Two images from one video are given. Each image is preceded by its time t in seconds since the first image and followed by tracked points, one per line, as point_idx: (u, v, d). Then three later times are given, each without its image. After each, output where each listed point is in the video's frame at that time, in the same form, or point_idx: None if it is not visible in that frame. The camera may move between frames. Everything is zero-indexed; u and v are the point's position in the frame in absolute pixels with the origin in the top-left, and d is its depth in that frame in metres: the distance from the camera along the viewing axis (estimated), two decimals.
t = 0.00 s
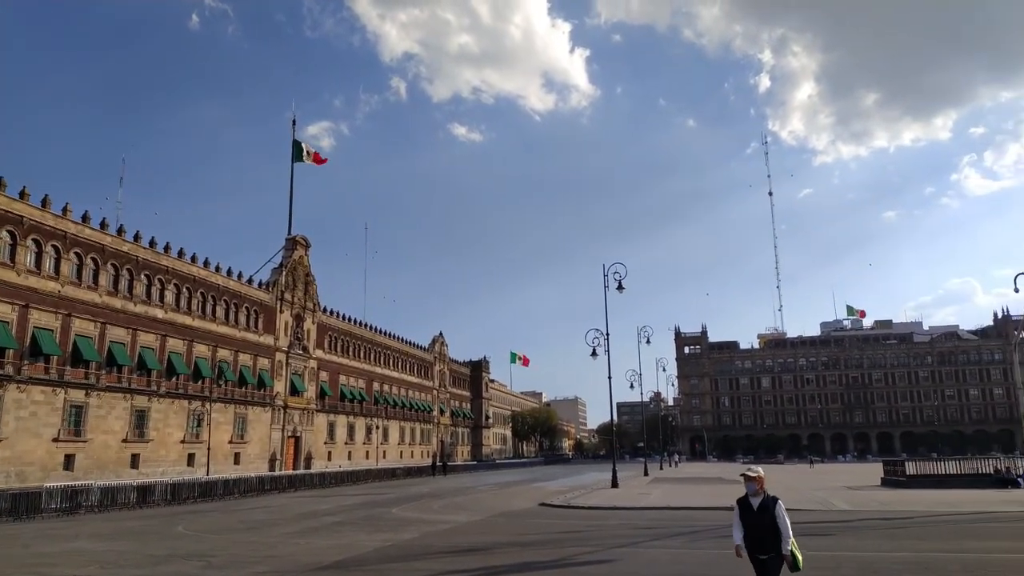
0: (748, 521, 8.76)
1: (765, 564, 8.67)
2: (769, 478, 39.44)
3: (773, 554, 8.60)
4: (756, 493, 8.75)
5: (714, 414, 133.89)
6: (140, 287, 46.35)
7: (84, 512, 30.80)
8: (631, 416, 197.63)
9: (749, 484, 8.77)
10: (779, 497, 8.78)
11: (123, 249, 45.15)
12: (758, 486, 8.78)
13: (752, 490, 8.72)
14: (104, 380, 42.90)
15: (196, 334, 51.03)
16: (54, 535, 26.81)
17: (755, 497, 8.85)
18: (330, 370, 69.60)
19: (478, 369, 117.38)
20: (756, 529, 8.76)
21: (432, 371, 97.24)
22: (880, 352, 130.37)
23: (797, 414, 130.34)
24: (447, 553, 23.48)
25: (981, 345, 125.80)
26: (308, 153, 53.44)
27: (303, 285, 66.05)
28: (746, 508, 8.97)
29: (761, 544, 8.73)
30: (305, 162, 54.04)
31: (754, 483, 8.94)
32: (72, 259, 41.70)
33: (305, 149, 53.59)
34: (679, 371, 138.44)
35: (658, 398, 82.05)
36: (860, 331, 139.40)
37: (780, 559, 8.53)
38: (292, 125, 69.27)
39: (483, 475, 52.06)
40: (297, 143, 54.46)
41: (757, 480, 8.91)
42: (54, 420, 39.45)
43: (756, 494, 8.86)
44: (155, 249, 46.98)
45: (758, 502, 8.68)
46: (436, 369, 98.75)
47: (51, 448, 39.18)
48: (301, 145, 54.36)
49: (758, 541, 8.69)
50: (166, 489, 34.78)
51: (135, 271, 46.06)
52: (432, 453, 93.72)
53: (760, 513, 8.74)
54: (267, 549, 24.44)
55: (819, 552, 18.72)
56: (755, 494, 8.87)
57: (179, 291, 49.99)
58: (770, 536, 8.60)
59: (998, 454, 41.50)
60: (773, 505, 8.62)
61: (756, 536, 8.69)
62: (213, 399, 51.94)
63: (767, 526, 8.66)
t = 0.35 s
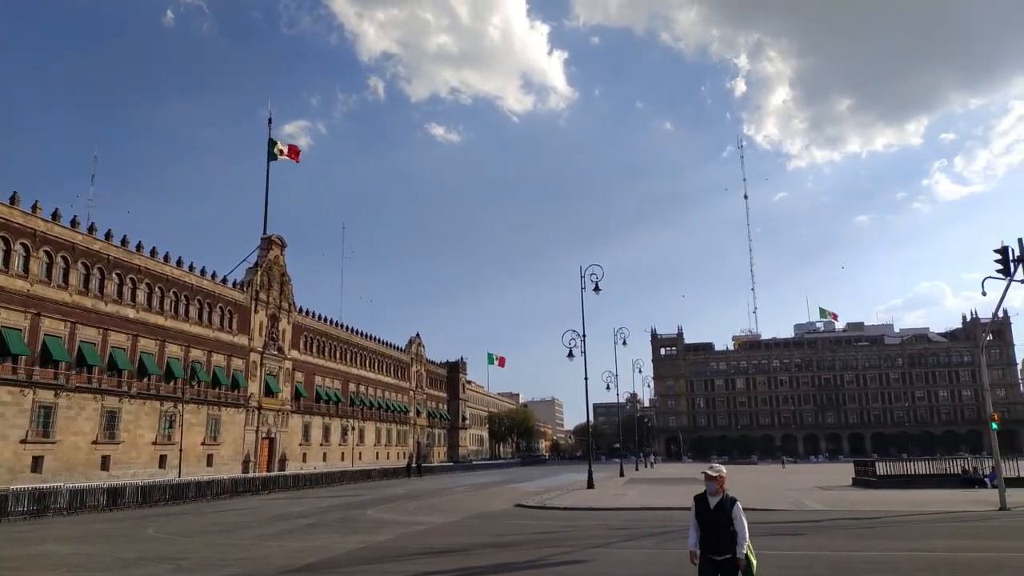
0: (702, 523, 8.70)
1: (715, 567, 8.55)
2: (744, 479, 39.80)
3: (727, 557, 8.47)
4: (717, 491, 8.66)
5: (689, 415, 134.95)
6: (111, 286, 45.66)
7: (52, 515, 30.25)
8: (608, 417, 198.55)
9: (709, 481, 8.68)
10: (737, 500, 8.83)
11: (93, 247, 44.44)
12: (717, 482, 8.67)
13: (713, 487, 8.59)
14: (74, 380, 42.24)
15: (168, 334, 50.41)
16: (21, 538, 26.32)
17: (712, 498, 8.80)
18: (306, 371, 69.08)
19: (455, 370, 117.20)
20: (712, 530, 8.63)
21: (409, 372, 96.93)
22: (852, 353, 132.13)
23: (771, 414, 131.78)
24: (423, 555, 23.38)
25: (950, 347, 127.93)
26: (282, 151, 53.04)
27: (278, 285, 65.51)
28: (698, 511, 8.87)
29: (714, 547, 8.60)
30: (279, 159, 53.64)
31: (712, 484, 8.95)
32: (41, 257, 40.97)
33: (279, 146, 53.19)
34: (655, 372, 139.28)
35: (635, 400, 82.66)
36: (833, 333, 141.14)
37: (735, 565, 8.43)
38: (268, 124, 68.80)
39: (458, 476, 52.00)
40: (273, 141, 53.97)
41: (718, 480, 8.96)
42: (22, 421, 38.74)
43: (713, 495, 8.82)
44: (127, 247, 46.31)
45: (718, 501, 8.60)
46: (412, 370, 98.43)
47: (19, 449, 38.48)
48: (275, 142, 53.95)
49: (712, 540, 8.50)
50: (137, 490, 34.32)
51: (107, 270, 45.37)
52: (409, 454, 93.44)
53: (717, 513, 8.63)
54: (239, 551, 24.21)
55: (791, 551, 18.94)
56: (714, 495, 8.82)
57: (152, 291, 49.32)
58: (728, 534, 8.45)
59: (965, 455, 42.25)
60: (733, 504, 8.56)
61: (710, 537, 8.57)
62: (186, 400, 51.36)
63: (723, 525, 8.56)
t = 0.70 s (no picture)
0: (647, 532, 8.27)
1: None
2: (716, 479, 40.14)
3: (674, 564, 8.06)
4: (663, 495, 8.29)
5: (664, 416, 135.85)
6: (80, 284, 44.89)
7: (16, 516, 29.64)
8: (583, 418, 199.27)
9: (656, 486, 8.23)
10: (677, 503, 8.43)
11: (62, 245, 43.66)
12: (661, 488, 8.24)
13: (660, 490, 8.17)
14: (41, 380, 41.49)
15: (138, 333, 49.68)
16: None
17: (654, 507, 8.37)
18: (279, 371, 68.46)
19: (431, 370, 116.88)
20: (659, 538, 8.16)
21: (384, 373, 96.48)
22: (822, 355, 133.75)
23: (744, 415, 133.08)
24: (395, 556, 23.27)
25: (919, 349, 130.25)
26: (256, 148, 52.54)
27: (252, 284, 64.85)
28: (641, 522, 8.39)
29: (661, 557, 8.16)
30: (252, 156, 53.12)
31: (650, 494, 8.58)
32: (9, 254, 40.16)
33: (252, 143, 52.68)
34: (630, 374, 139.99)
35: (609, 401, 83.18)
36: (805, 335, 142.97)
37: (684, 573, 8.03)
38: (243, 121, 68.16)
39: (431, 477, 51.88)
40: (248, 138, 53.42)
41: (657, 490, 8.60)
42: None
43: (656, 503, 8.39)
44: (97, 245, 45.56)
45: (665, 505, 8.21)
46: (387, 370, 97.96)
47: None
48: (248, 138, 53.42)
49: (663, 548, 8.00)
50: (105, 491, 33.75)
51: (76, 267, 44.60)
52: (383, 455, 92.99)
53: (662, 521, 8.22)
54: (208, 553, 23.91)
55: (762, 551, 19.07)
56: (656, 503, 8.43)
57: (122, 289, 48.57)
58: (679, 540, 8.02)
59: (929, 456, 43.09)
60: (679, 510, 8.18)
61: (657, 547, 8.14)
62: (156, 400, 50.69)
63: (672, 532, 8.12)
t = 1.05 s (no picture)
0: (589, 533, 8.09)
1: None
2: (684, 480, 40.48)
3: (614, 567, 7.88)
4: (606, 495, 8.12)
5: (634, 418, 136.76)
6: (42, 281, 43.87)
7: None
8: (554, 419, 199.79)
9: (599, 486, 8.04)
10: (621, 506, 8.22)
11: (24, 240, 42.64)
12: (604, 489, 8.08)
13: (605, 490, 7.97)
14: None
15: (102, 332, 48.73)
16: None
17: (595, 507, 8.18)
18: (247, 371, 67.60)
19: (402, 371, 116.30)
20: (598, 538, 7.97)
21: (354, 373, 95.77)
22: (789, 358, 135.50)
23: (712, 417, 134.48)
24: (362, 558, 23.08)
25: (883, 353, 132.83)
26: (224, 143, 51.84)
27: (220, 283, 63.94)
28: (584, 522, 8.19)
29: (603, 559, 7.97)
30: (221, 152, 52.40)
31: (591, 493, 8.37)
32: None
33: (220, 139, 51.97)
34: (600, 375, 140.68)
35: (580, 402, 83.60)
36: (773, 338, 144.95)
37: None
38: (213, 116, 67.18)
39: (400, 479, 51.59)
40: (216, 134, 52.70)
41: (597, 490, 8.45)
42: None
43: (598, 504, 8.20)
44: (60, 241, 44.58)
45: (607, 506, 8.05)
46: (358, 371, 97.26)
47: None
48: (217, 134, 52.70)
49: (603, 549, 7.80)
50: (66, 493, 33.00)
51: (38, 264, 43.60)
52: (352, 456, 92.31)
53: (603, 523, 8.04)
54: (172, 555, 23.54)
55: (728, 551, 19.21)
56: (599, 503, 8.21)
57: (86, 286, 47.59)
58: (619, 542, 7.85)
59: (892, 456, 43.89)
60: (622, 511, 8.02)
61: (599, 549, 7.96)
62: (120, 400, 49.76)
63: (612, 533, 7.96)
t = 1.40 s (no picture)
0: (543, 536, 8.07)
1: None
2: (658, 480, 40.82)
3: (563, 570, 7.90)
4: (565, 499, 8.05)
5: (611, 418, 137.42)
6: (10, 279, 43.07)
7: None
8: (531, 420, 200.15)
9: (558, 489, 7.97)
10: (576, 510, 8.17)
11: None
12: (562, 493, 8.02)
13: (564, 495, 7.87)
14: None
15: (72, 331, 47.96)
16: None
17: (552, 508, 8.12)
18: (221, 371, 66.90)
19: (379, 371, 115.80)
20: (547, 540, 7.93)
21: (330, 373, 95.22)
22: (763, 359, 136.89)
23: (688, 417, 135.53)
24: (335, 559, 22.96)
25: (855, 354, 134.78)
26: (199, 140, 51.23)
27: (193, 281, 63.19)
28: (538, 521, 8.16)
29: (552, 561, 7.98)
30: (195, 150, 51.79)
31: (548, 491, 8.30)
32: None
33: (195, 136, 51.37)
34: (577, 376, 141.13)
35: (557, 402, 83.92)
36: (748, 339, 146.45)
37: None
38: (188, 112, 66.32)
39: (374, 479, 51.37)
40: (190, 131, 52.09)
41: (553, 487, 8.39)
42: None
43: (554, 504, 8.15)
44: (31, 238, 43.80)
45: (564, 509, 8.00)
46: (334, 371, 96.71)
47: None
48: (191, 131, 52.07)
49: (554, 553, 7.73)
50: (34, 495, 32.38)
51: (7, 261, 42.79)
52: (328, 457, 91.76)
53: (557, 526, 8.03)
54: (142, 558, 23.25)
55: (700, 551, 19.39)
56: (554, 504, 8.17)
57: (56, 285, 46.81)
58: (570, 548, 7.81)
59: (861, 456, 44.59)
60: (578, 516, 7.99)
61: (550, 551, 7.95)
62: (91, 400, 49.03)
63: (563, 536, 7.93)
